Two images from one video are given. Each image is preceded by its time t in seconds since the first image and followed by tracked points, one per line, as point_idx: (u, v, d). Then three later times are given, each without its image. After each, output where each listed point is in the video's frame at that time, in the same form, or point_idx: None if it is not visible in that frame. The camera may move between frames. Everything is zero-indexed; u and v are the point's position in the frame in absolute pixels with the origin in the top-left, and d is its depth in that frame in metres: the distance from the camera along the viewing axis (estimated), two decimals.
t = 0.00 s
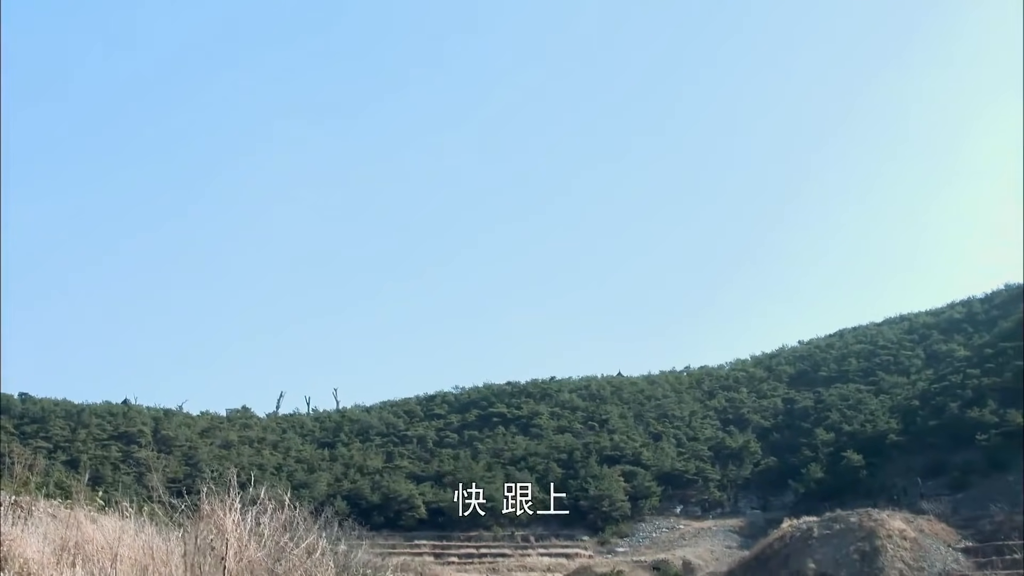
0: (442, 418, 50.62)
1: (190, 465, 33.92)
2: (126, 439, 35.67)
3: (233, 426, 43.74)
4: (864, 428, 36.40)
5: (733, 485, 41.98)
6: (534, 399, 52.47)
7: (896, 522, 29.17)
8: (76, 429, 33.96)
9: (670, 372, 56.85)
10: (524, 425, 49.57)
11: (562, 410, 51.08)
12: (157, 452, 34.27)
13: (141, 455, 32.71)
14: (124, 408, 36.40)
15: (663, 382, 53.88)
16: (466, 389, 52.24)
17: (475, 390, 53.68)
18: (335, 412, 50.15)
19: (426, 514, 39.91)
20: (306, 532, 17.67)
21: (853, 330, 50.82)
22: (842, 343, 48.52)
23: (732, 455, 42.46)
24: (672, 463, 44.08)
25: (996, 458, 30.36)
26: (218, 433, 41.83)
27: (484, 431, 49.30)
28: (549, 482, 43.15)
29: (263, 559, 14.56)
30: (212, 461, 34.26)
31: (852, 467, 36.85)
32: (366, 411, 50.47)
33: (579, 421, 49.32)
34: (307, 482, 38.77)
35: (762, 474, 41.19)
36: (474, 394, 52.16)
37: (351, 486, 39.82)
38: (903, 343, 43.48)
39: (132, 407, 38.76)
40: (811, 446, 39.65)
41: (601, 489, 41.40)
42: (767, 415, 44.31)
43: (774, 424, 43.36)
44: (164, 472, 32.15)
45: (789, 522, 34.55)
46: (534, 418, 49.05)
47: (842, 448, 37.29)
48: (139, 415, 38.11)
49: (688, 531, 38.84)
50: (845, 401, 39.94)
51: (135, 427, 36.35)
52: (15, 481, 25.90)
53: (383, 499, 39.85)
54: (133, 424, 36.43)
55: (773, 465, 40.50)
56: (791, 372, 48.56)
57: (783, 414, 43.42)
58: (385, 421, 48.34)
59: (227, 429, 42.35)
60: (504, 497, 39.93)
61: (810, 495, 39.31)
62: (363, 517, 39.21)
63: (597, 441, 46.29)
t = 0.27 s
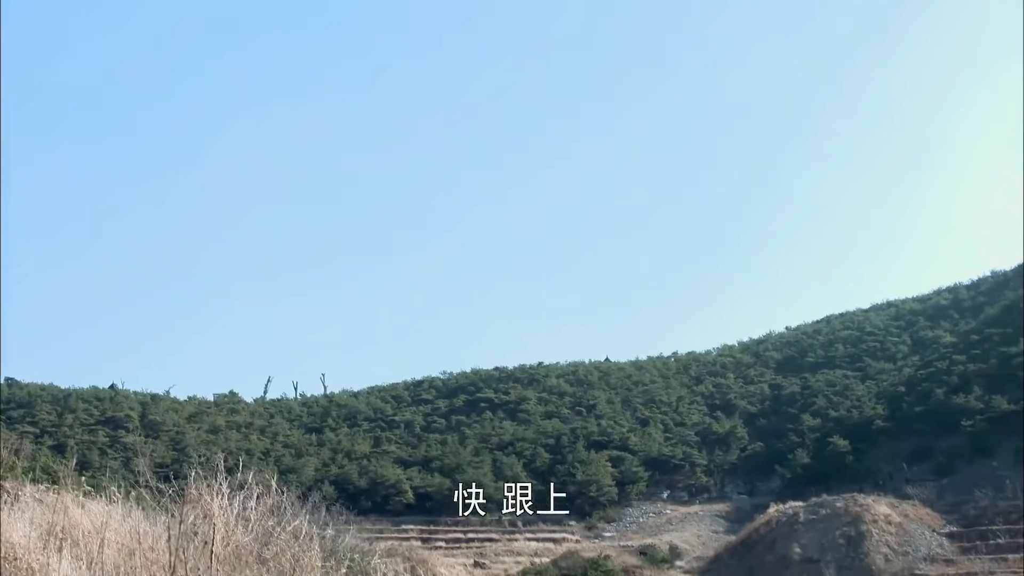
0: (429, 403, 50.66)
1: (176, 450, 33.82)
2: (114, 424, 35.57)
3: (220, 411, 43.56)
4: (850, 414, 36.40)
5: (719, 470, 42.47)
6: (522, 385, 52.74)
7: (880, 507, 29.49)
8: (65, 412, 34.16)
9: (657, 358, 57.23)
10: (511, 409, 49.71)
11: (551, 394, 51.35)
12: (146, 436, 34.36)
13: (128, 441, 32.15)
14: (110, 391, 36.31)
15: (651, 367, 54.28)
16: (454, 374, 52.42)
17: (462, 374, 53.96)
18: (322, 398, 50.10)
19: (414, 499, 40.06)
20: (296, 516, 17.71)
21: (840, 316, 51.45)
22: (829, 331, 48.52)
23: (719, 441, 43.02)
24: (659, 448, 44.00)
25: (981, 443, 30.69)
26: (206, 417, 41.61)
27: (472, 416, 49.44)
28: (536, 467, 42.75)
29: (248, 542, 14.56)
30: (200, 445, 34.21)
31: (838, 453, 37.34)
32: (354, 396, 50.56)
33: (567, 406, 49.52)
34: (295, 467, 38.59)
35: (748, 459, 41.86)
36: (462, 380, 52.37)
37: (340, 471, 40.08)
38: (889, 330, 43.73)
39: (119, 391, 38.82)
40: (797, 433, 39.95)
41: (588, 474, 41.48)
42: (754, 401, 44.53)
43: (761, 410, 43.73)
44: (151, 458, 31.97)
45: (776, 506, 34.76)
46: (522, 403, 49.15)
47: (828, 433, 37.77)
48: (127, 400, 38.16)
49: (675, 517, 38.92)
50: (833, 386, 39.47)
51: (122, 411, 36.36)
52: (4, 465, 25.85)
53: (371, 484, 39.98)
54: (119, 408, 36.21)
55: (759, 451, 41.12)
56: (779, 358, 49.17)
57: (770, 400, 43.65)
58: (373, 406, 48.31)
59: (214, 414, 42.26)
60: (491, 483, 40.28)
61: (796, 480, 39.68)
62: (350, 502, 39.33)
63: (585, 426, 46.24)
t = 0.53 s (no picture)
0: (414, 386, 50.69)
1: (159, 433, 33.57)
2: (97, 408, 35.36)
3: (204, 395, 43.29)
4: (833, 398, 37.14)
5: (703, 454, 42.79)
6: (506, 369, 52.98)
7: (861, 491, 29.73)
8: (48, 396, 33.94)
9: (640, 342, 57.66)
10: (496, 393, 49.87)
11: (535, 378, 51.65)
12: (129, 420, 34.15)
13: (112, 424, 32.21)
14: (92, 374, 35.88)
15: (635, 352, 54.93)
16: (439, 358, 52.61)
17: (447, 357, 54.20)
18: (307, 381, 49.93)
19: (397, 483, 40.08)
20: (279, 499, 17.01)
21: (824, 302, 52.47)
22: (813, 313, 50.19)
23: (702, 425, 43.44)
24: (642, 432, 44.51)
25: (962, 428, 30.18)
26: (189, 401, 41.14)
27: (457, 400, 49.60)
28: (519, 451, 43.19)
29: (233, 530, 13.22)
30: (183, 429, 34.01)
31: (821, 437, 37.50)
32: (339, 379, 50.60)
33: (551, 390, 49.65)
34: (279, 451, 37.73)
35: (731, 443, 42.23)
36: (447, 364, 52.52)
37: (323, 455, 39.67)
38: (872, 314, 44.41)
39: (103, 375, 38.67)
40: (780, 416, 40.60)
41: (572, 458, 41.36)
42: (738, 385, 44.63)
43: (744, 394, 43.71)
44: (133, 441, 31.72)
45: (758, 491, 35.04)
46: (506, 387, 49.27)
47: (810, 418, 38.47)
48: (110, 384, 37.99)
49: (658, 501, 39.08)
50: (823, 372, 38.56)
51: (105, 395, 36.15)
52: None
53: (355, 467, 39.73)
54: (103, 392, 36.20)
55: (742, 435, 41.44)
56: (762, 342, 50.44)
57: (753, 383, 43.93)
58: (357, 390, 48.20)
59: (198, 398, 42.01)
60: (474, 467, 40.76)
61: (779, 465, 39.99)
62: (334, 485, 38.99)
63: (568, 410, 46.60)
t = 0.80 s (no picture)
0: (396, 371, 50.50)
1: (142, 418, 33.05)
2: (78, 392, 34.75)
3: (186, 379, 42.34)
4: (815, 383, 38.90)
5: (684, 439, 43.47)
6: (488, 353, 52.98)
7: (842, 477, 30.59)
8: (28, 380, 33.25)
9: (622, 327, 57.98)
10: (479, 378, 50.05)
11: (517, 363, 51.66)
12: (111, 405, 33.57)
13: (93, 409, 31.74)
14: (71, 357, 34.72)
15: (618, 337, 55.34)
16: (421, 343, 52.49)
17: (429, 341, 54.22)
18: (289, 366, 49.51)
19: (380, 468, 39.44)
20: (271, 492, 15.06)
21: (805, 290, 53.86)
22: (794, 301, 52.40)
23: (684, 410, 44.52)
24: (625, 418, 44.45)
25: (943, 414, 32.52)
26: (170, 385, 39.43)
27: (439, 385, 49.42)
28: (501, 436, 42.84)
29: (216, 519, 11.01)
30: (166, 413, 33.51)
31: (801, 423, 38.84)
32: (321, 363, 50.35)
33: (534, 375, 49.70)
34: (260, 436, 35.92)
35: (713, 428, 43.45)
36: (429, 349, 52.44)
37: (306, 440, 37.56)
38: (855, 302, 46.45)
39: (84, 360, 38.07)
40: (762, 403, 41.81)
41: (554, 444, 41.80)
42: (720, 370, 46.73)
43: (726, 379, 45.94)
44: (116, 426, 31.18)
45: (739, 476, 35.35)
46: (489, 372, 49.35)
47: (792, 404, 39.68)
48: (92, 369, 37.38)
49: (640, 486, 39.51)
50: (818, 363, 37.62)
51: (85, 380, 35.39)
52: None
53: (338, 453, 38.35)
54: (84, 376, 35.71)
55: (725, 421, 42.88)
56: (744, 328, 51.62)
57: (736, 368, 46.25)
58: (339, 374, 47.62)
59: (179, 381, 41.22)
60: (457, 452, 40.82)
61: (760, 450, 40.91)
62: (318, 470, 37.05)
63: (550, 395, 46.15)
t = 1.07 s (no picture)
0: (379, 357, 50.27)
1: (124, 404, 32.71)
2: (59, 378, 34.32)
3: (167, 364, 41.77)
4: (796, 369, 39.65)
5: (667, 426, 43.77)
6: (471, 339, 52.88)
7: (823, 464, 30.88)
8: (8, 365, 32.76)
9: (605, 313, 58.10)
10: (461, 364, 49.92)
11: (500, 349, 51.59)
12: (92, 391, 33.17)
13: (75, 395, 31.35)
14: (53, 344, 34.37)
15: (601, 323, 55.42)
16: (404, 329, 52.27)
17: (411, 327, 54.07)
18: (271, 352, 49.14)
19: (363, 454, 39.22)
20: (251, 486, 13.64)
21: (787, 277, 54.32)
22: (777, 288, 52.80)
23: (667, 396, 44.73)
24: (607, 404, 44.42)
25: (923, 401, 33.90)
26: (152, 371, 39.16)
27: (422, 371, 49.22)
28: (484, 422, 43.09)
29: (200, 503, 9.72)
30: (149, 400, 33.18)
31: (783, 409, 38.57)
32: (304, 349, 50.07)
33: (516, 362, 49.64)
34: (243, 421, 35.67)
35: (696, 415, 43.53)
36: (412, 335, 52.24)
37: (288, 425, 37.47)
38: (836, 289, 47.11)
39: (65, 345, 37.60)
40: (744, 389, 42.22)
41: (536, 430, 41.92)
42: (701, 357, 47.24)
43: (708, 366, 46.39)
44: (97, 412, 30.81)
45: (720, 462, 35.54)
46: (472, 358, 49.29)
47: (774, 390, 40.13)
48: (73, 354, 36.96)
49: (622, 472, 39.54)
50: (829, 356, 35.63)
51: (67, 366, 34.96)
52: None
53: (321, 438, 38.11)
54: (65, 362, 35.32)
55: (707, 407, 42.91)
56: (726, 315, 52.00)
57: (718, 355, 46.91)
58: (322, 360, 47.28)
59: (161, 366, 40.81)
60: (440, 438, 40.81)
61: (743, 437, 40.10)
62: (300, 457, 36.97)
63: (533, 381, 46.32)
